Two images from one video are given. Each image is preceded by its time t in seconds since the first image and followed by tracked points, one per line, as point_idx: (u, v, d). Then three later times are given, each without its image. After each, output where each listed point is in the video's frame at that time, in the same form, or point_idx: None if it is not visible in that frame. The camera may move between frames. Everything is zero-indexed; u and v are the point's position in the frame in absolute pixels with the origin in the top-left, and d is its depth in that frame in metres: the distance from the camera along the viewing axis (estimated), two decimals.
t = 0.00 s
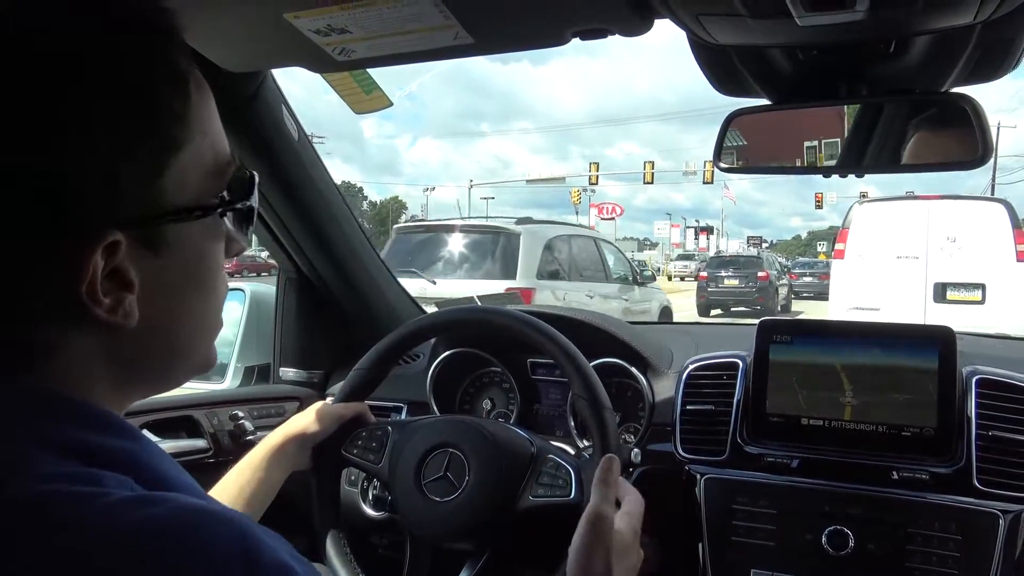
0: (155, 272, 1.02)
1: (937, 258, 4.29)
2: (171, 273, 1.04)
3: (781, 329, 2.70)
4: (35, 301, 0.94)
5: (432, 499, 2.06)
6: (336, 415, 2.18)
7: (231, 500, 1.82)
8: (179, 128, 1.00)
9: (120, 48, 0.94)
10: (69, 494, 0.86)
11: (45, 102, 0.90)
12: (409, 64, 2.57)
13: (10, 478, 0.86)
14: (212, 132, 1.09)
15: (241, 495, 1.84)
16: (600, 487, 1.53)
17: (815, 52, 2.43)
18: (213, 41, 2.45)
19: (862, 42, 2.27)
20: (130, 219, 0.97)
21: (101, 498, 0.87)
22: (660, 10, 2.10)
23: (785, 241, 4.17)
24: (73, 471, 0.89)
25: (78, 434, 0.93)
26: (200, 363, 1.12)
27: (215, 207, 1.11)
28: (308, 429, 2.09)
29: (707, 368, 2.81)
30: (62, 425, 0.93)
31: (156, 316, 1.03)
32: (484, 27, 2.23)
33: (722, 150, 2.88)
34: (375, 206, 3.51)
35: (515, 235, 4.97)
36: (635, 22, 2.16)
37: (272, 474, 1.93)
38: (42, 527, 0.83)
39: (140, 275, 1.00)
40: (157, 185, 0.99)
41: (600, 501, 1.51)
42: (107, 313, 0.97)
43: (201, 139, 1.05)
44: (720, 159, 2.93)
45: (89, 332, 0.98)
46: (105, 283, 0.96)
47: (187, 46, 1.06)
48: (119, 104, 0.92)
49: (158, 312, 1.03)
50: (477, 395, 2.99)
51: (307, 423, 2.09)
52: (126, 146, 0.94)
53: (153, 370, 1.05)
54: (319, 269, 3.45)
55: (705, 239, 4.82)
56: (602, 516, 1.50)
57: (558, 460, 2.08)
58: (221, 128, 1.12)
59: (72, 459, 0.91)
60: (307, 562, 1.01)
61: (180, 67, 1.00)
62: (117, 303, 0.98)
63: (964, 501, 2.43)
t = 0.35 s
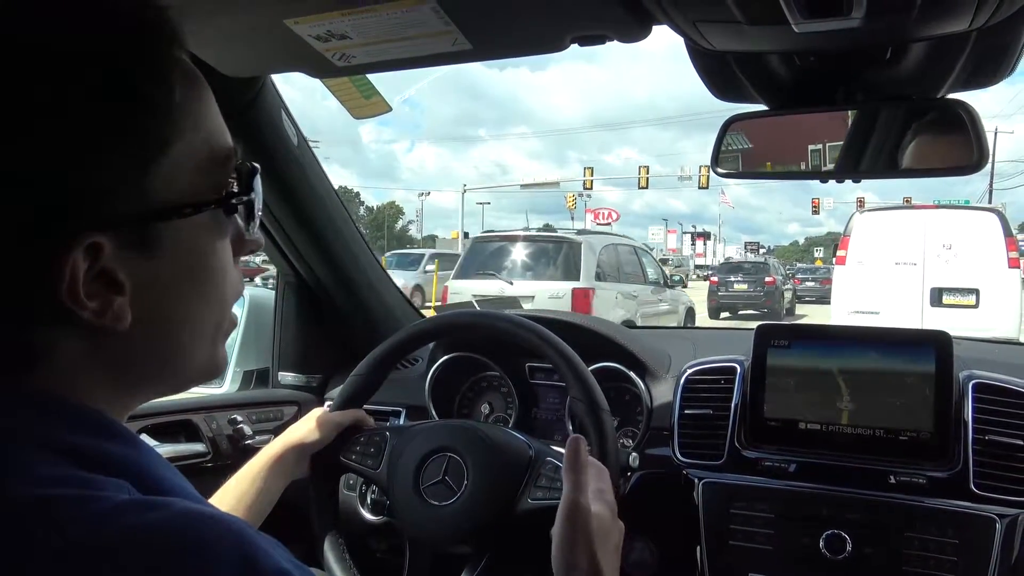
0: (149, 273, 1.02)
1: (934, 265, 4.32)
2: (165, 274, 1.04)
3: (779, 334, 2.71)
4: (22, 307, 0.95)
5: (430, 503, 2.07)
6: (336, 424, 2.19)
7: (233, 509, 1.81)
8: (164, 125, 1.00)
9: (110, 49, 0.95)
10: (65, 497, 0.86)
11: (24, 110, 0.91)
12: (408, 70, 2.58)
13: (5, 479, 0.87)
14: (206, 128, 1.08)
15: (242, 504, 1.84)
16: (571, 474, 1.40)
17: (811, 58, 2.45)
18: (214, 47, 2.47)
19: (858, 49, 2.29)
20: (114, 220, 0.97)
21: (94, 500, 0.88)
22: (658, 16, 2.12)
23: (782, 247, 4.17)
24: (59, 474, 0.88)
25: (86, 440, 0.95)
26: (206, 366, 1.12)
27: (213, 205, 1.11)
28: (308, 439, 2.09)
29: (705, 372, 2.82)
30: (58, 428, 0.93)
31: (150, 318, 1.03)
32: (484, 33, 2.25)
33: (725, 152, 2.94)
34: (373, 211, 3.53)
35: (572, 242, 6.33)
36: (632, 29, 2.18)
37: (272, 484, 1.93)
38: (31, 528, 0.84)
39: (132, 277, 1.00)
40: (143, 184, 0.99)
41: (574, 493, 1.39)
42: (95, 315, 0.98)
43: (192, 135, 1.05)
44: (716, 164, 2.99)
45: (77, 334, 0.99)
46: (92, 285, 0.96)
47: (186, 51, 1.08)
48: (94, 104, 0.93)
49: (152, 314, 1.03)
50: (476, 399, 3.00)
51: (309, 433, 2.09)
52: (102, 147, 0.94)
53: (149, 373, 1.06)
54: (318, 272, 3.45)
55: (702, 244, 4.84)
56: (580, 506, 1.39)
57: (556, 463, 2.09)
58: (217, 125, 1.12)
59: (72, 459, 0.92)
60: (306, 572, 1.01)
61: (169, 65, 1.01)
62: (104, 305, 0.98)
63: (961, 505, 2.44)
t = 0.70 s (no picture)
0: (147, 280, 1.01)
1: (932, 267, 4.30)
2: (164, 282, 1.03)
3: (776, 335, 2.71)
4: (22, 314, 0.94)
5: (427, 506, 2.05)
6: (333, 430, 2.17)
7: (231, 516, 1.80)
8: (162, 132, 0.99)
9: (111, 49, 0.94)
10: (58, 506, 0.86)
11: (21, 115, 0.90)
12: (404, 72, 2.58)
13: None
14: (200, 133, 1.08)
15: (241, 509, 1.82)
16: (720, 510, 1.35)
17: (807, 58, 2.45)
18: (209, 50, 2.46)
19: (854, 49, 2.29)
20: (116, 228, 0.96)
21: (88, 507, 0.87)
22: (653, 17, 2.11)
23: (780, 248, 4.16)
24: (54, 482, 0.88)
25: (76, 447, 0.94)
26: (195, 365, 1.12)
27: (208, 212, 1.10)
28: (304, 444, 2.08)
29: (702, 374, 2.81)
30: (52, 436, 0.93)
31: (149, 324, 1.02)
32: (477, 34, 2.24)
33: (722, 156, 2.93)
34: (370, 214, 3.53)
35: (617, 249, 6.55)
36: (626, 30, 2.17)
37: (271, 488, 1.92)
38: (31, 535, 0.84)
39: (131, 284, 0.99)
40: (143, 190, 0.98)
41: (710, 526, 1.34)
42: (97, 323, 0.97)
43: (186, 142, 1.04)
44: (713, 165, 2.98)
45: (76, 342, 0.98)
46: (95, 293, 0.96)
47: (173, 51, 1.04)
48: (95, 111, 0.92)
49: (151, 322, 1.02)
50: (473, 402, 2.98)
51: (305, 440, 2.09)
52: (104, 151, 0.93)
53: (144, 377, 1.05)
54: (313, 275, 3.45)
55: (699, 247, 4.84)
56: (711, 542, 1.32)
57: (553, 466, 2.08)
58: (207, 130, 1.10)
59: (61, 467, 0.91)
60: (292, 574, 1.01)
61: (167, 72, 0.99)
62: (107, 313, 0.98)
63: (959, 507, 2.43)
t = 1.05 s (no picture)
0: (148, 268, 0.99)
1: (930, 264, 4.24)
2: (162, 268, 1.01)
3: (775, 333, 2.67)
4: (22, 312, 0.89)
5: (422, 510, 2.00)
6: (325, 435, 2.12)
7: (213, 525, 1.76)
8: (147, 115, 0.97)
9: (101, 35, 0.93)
10: (43, 520, 0.81)
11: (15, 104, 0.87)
12: (394, 67, 2.53)
13: None
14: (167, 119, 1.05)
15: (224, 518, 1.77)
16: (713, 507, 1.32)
17: (804, 49, 2.41)
18: (194, 46, 2.42)
19: (853, 40, 2.25)
20: (123, 214, 0.94)
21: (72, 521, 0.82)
22: (647, 8, 2.07)
23: (777, 246, 4.11)
24: (23, 495, 0.83)
25: (38, 455, 0.88)
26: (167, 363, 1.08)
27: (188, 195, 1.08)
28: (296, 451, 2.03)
29: (701, 373, 2.77)
30: (23, 448, 0.87)
31: (150, 312, 1.00)
32: (467, 28, 2.20)
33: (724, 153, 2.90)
34: (364, 213, 3.48)
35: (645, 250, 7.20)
36: (620, 22, 2.13)
37: (259, 496, 1.86)
38: (26, 545, 0.79)
39: (135, 272, 0.97)
40: (140, 175, 0.96)
41: (704, 526, 1.29)
42: (117, 311, 0.95)
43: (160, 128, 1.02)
44: (710, 160, 2.94)
45: (74, 337, 0.93)
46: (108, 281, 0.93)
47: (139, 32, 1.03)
48: (94, 95, 0.90)
49: (150, 311, 1.00)
50: (468, 403, 2.94)
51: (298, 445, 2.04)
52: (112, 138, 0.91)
53: (138, 372, 1.01)
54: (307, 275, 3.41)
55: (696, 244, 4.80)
56: (708, 543, 1.27)
57: (549, 467, 2.03)
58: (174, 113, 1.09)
59: (32, 480, 0.85)
60: None
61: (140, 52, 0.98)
62: (124, 301, 0.95)
63: (962, 506, 2.39)
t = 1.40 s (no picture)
0: (113, 269, 0.94)
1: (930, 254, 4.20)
2: (130, 267, 0.97)
3: (775, 324, 2.65)
4: None
5: (420, 504, 1.99)
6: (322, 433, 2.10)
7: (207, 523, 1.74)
8: (119, 107, 0.93)
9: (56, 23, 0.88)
10: (19, 521, 0.78)
11: None
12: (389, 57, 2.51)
13: None
14: (155, 106, 1.01)
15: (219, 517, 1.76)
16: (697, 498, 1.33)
17: (804, 38, 2.39)
18: (189, 36, 2.40)
19: (855, 27, 2.22)
20: (81, 211, 0.90)
21: (47, 521, 0.79)
22: None
23: (777, 237, 4.10)
24: (13, 491, 0.81)
25: (28, 451, 0.86)
26: (173, 349, 1.05)
27: (170, 189, 1.03)
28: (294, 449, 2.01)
29: (701, 365, 2.75)
30: (9, 443, 0.85)
31: (121, 313, 0.95)
32: (463, 17, 2.18)
33: (740, 143, 2.85)
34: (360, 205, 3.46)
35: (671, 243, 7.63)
36: (618, 10, 2.11)
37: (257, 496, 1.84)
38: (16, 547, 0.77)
39: (99, 272, 0.93)
40: (105, 170, 0.92)
41: (688, 519, 1.30)
42: (70, 314, 0.90)
43: (142, 118, 0.98)
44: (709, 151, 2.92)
45: (38, 336, 0.90)
46: (63, 283, 0.89)
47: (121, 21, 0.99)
48: (53, 87, 0.86)
49: (121, 312, 0.95)
50: (467, 396, 2.92)
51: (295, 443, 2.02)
52: (66, 133, 0.87)
53: (117, 369, 0.98)
54: (304, 268, 3.39)
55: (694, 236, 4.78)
56: (694, 535, 1.27)
57: (547, 459, 2.01)
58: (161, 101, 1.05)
59: (20, 476, 0.83)
60: None
61: (116, 41, 0.93)
62: (77, 304, 0.90)
63: (963, 498, 2.38)
